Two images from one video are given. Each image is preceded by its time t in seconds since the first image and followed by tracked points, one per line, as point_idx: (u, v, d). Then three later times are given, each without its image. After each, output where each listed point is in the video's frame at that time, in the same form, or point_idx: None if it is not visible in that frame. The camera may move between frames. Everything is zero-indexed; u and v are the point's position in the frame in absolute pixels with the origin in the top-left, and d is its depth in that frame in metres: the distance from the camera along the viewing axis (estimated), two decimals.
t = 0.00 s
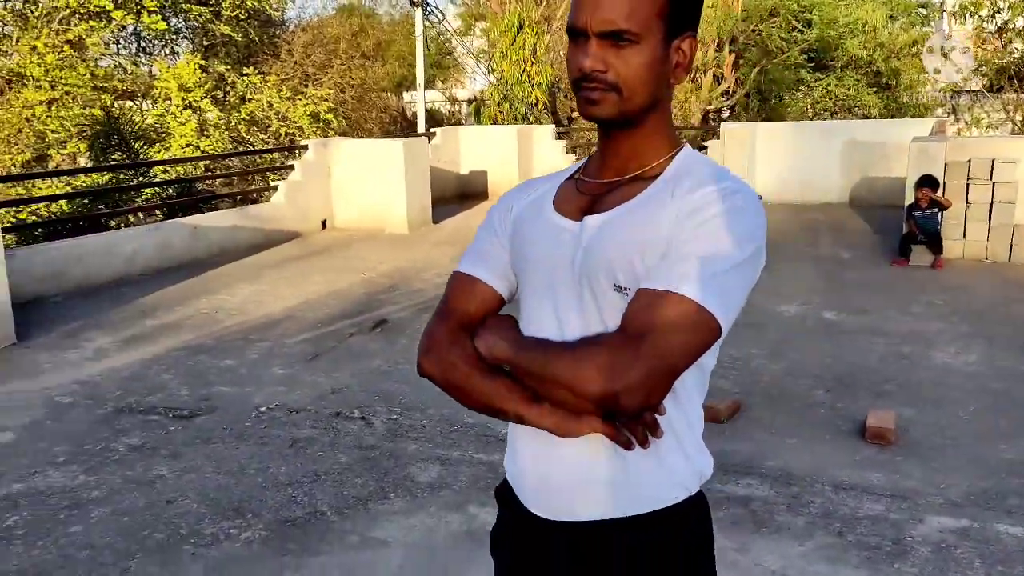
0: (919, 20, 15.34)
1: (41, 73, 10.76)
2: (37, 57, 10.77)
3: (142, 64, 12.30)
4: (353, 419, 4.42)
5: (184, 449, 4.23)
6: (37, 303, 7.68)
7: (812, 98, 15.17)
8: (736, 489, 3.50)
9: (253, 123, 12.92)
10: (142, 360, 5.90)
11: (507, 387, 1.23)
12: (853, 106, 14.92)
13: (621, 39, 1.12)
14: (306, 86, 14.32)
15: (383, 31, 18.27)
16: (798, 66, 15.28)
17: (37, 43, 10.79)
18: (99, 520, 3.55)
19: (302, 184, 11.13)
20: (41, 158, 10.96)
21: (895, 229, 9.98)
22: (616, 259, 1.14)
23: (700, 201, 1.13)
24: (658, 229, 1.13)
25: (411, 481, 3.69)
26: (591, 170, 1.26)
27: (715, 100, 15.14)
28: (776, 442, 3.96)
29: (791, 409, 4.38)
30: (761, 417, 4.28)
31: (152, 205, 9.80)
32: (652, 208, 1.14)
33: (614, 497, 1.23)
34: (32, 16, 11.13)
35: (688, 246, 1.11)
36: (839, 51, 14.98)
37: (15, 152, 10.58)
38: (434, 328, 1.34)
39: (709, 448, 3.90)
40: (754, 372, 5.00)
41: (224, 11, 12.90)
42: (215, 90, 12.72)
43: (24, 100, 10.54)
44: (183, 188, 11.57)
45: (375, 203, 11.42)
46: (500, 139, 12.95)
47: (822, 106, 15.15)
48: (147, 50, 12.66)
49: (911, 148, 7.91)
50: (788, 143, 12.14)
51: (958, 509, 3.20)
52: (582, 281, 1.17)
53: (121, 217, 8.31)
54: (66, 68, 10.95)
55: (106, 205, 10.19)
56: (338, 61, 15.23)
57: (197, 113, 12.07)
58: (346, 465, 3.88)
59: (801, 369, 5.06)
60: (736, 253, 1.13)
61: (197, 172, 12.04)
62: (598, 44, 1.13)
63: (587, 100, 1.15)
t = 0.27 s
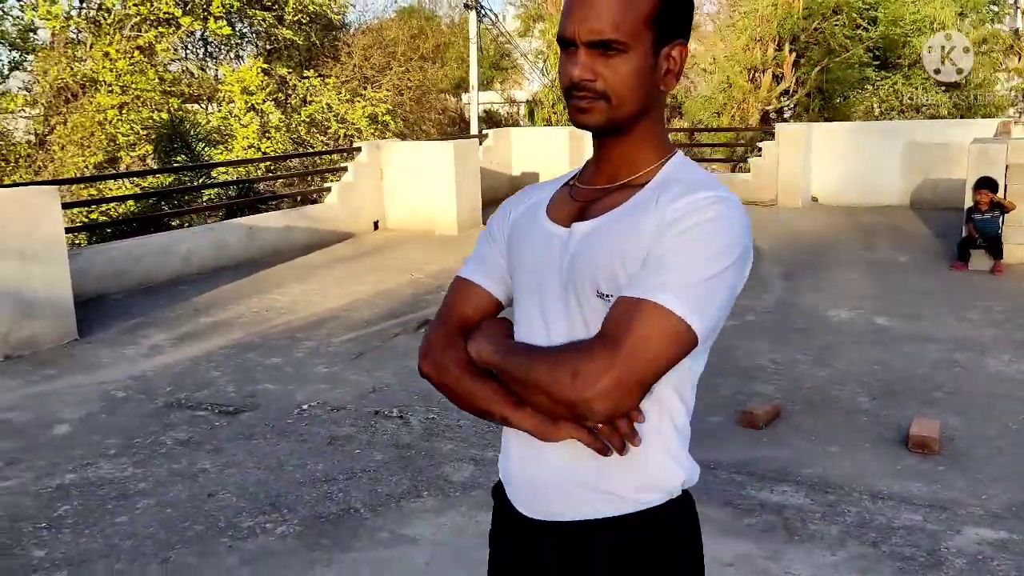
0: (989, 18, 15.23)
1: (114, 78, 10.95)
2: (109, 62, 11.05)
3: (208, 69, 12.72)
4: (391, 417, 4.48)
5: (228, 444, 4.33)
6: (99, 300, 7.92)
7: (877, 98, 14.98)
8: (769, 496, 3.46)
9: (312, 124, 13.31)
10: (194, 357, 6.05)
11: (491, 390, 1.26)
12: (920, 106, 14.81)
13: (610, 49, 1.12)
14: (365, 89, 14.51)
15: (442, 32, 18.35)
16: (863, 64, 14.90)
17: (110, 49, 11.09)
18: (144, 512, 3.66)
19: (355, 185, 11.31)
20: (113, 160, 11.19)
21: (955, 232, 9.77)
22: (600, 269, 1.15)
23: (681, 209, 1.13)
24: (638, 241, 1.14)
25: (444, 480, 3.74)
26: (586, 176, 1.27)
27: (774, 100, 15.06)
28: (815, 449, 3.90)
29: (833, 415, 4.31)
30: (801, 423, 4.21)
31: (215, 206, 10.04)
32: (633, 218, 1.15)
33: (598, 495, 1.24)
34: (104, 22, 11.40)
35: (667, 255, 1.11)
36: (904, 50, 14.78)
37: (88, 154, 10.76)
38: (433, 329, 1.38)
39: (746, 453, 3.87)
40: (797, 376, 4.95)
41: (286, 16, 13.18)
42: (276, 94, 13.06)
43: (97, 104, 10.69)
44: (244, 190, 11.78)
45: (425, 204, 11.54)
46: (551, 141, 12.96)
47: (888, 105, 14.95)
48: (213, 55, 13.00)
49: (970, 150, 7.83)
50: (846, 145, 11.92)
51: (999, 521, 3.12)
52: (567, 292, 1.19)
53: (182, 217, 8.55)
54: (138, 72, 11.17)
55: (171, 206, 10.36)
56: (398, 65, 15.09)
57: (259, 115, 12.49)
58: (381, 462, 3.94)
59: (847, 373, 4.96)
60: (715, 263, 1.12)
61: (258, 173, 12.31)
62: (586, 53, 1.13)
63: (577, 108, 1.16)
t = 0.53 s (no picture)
0: None
1: (172, 81, 11.24)
2: (168, 65, 11.28)
3: (263, 71, 13.06)
4: (419, 414, 4.56)
5: (260, 436, 4.44)
6: (148, 296, 8.15)
7: (936, 96, 14.66)
8: (788, 497, 3.43)
9: (364, 124, 13.55)
10: (233, 351, 6.20)
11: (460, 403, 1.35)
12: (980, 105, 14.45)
13: (567, 50, 1.15)
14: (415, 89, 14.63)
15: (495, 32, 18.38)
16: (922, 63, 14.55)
17: (168, 52, 11.35)
18: (175, 498, 3.78)
19: (396, 185, 11.41)
20: (171, 159, 11.55)
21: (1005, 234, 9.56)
22: (562, 272, 1.18)
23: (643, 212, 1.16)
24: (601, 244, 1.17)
25: (465, 475, 3.79)
26: (555, 175, 1.31)
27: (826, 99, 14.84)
28: (839, 452, 3.85)
29: (861, 417, 4.25)
30: (828, 426, 4.16)
31: (265, 203, 10.19)
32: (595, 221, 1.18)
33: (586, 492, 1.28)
34: (163, 26, 11.76)
35: (625, 257, 1.14)
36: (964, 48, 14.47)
37: (147, 154, 11.11)
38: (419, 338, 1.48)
39: (768, 455, 3.85)
40: (827, 377, 4.90)
41: (338, 18, 13.42)
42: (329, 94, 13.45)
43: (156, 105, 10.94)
44: (296, 188, 11.91)
45: (466, 203, 11.64)
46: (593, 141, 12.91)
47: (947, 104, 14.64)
48: (269, 57, 13.27)
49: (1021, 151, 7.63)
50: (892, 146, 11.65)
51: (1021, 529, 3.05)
52: (533, 296, 1.22)
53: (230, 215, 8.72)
54: (196, 75, 11.44)
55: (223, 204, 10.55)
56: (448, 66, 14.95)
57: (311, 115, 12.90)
58: (404, 457, 4.01)
59: (880, 376, 4.88)
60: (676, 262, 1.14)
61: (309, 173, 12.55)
62: (544, 54, 1.16)
63: (538, 107, 1.19)
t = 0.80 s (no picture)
0: None
1: (218, 78, 11.51)
2: (214, 62, 11.54)
3: (308, 68, 13.16)
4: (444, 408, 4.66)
5: (289, 426, 4.56)
6: (188, 289, 8.34)
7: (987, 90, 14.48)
8: (805, 493, 3.43)
9: (405, 120, 13.65)
10: (268, 344, 6.34)
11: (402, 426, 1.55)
12: None
13: (537, 54, 1.25)
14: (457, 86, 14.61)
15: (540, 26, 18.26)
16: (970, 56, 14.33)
17: (215, 50, 11.55)
18: (205, 485, 3.90)
19: (433, 181, 11.53)
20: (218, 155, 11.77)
21: None
22: (537, 271, 1.25)
23: (618, 215, 1.20)
24: (576, 244, 1.22)
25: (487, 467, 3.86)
26: (536, 175, 1.40)
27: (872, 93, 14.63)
28: (860, 449, 3.84)
29: (885, 415, 4.24)
30: (851, 424, 4.15)
31: (306, 198, 10.36)
32: (572, 221, 1.23)
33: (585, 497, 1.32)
34: (210, 25, 11.94)
35: (620, 262, 1.18)
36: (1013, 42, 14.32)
37: (192, 150, 11.38)
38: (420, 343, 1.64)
39: (789, 451, 3.85)
40: (854, 374, 4.88)
41: (382, 15, 13.56)
42: (370, 90, 13.59)
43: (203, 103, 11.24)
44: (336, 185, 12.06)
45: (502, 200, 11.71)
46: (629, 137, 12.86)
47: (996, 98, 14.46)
48: (313, 54, 13.43)
49: None
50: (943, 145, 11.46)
51: None
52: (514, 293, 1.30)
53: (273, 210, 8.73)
54: (241, 72, 11.70)
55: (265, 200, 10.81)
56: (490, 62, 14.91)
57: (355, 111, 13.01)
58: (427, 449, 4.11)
59: (909, 374, 4.83)
60: (662, 267, 1.18)
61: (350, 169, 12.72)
62: (517, 59, 1.27)
63: (512, 109, 1.30)
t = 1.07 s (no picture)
0: None
1: (255, 77, 11.76)
2: (251, 62, 11.78)
3: (343, 67, 13.25)
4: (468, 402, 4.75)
5: (316, 419, 4.66)
6: (222, 285, 8.50)
7: None
8: (823, 490, 3.44)
9: (439, 118, 13.73)
10: (298, 339, 6.46)
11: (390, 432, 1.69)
12: None
13: (535, 58, 1.31)
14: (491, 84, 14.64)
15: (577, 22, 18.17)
16: (1012, 51, 14.08)
17: (251, 49, 11.79)
18: (234, 476, 4.00)
19: (463, 179, 11.60)
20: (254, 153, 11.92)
21: None
22: (533, 268, 1.31)
23: (610, 214, 1.25)
24: (570, 242, 1.27)
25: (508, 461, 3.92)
26: (533, 174, 1.46)
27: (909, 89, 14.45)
28: (880, 446, 3.84)
29: (908, 413, 4.23)
30: (873, 422, 4.14)
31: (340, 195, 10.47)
32: (565, 219, 1.28)
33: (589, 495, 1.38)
34: (247, 24, 12.04)
35: (611, 258, 1.23)
36: None
37: (230, 149, 11.47)
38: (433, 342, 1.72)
39: (809, 448, 3.86)
40: (879, 372, 4.86)
41: (416, 14, 13.64)
42: (405, 89, 13.60)
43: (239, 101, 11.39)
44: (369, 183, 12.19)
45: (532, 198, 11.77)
46: (660, 134, 12.87)
47: None
48: (348, 52, 13.52)
49: None
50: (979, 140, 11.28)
51: None
52: (512, 288, 1.36)
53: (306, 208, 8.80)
54: (276, 71, 11.91)
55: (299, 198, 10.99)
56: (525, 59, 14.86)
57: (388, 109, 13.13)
58: (450, 443, 4.19)
59: (935, 373, 4.80)
60: (652, 263, 1.23)
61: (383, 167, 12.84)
62: (515, 63, 1.33)
63: (511, 110, 1.36)
